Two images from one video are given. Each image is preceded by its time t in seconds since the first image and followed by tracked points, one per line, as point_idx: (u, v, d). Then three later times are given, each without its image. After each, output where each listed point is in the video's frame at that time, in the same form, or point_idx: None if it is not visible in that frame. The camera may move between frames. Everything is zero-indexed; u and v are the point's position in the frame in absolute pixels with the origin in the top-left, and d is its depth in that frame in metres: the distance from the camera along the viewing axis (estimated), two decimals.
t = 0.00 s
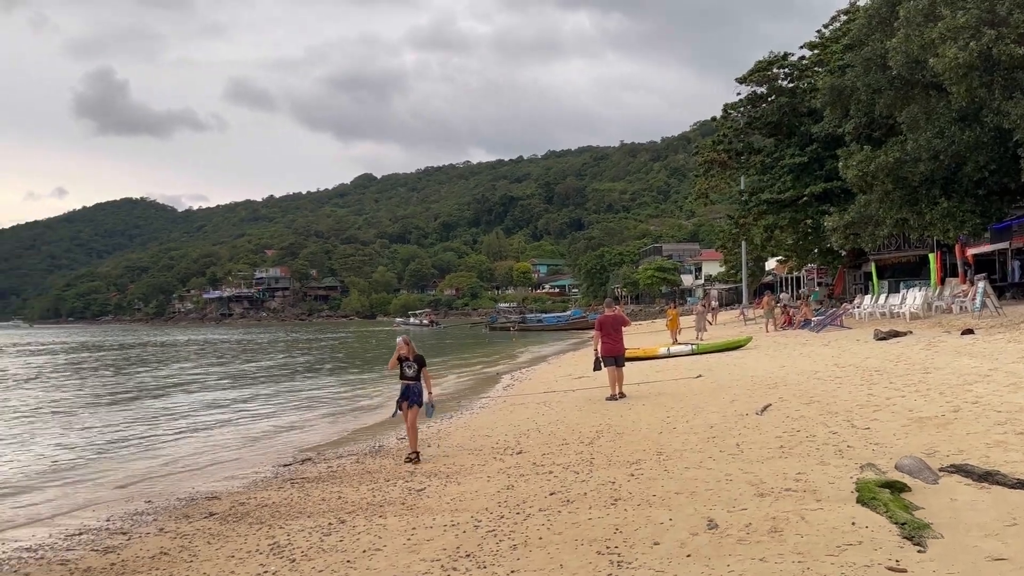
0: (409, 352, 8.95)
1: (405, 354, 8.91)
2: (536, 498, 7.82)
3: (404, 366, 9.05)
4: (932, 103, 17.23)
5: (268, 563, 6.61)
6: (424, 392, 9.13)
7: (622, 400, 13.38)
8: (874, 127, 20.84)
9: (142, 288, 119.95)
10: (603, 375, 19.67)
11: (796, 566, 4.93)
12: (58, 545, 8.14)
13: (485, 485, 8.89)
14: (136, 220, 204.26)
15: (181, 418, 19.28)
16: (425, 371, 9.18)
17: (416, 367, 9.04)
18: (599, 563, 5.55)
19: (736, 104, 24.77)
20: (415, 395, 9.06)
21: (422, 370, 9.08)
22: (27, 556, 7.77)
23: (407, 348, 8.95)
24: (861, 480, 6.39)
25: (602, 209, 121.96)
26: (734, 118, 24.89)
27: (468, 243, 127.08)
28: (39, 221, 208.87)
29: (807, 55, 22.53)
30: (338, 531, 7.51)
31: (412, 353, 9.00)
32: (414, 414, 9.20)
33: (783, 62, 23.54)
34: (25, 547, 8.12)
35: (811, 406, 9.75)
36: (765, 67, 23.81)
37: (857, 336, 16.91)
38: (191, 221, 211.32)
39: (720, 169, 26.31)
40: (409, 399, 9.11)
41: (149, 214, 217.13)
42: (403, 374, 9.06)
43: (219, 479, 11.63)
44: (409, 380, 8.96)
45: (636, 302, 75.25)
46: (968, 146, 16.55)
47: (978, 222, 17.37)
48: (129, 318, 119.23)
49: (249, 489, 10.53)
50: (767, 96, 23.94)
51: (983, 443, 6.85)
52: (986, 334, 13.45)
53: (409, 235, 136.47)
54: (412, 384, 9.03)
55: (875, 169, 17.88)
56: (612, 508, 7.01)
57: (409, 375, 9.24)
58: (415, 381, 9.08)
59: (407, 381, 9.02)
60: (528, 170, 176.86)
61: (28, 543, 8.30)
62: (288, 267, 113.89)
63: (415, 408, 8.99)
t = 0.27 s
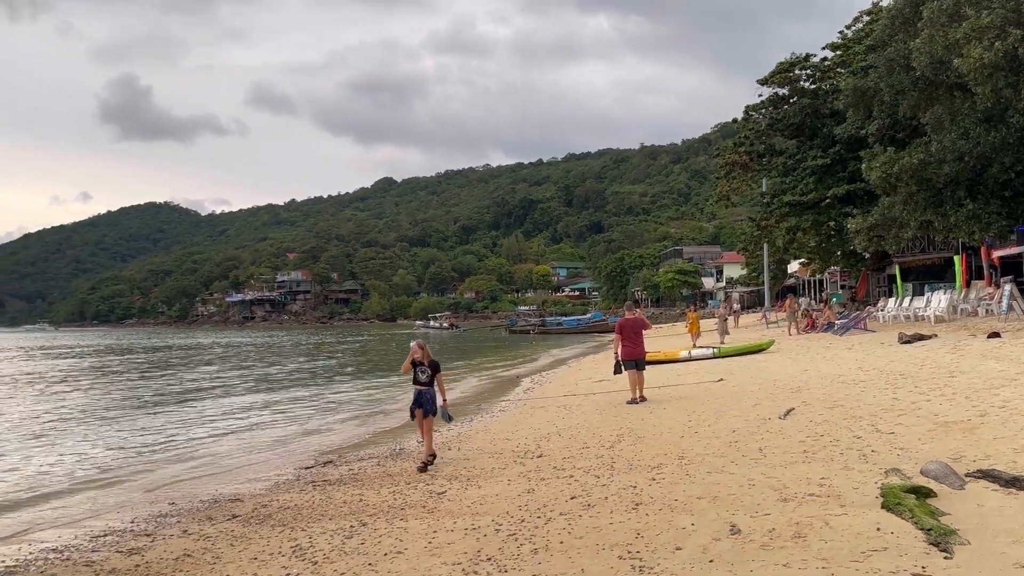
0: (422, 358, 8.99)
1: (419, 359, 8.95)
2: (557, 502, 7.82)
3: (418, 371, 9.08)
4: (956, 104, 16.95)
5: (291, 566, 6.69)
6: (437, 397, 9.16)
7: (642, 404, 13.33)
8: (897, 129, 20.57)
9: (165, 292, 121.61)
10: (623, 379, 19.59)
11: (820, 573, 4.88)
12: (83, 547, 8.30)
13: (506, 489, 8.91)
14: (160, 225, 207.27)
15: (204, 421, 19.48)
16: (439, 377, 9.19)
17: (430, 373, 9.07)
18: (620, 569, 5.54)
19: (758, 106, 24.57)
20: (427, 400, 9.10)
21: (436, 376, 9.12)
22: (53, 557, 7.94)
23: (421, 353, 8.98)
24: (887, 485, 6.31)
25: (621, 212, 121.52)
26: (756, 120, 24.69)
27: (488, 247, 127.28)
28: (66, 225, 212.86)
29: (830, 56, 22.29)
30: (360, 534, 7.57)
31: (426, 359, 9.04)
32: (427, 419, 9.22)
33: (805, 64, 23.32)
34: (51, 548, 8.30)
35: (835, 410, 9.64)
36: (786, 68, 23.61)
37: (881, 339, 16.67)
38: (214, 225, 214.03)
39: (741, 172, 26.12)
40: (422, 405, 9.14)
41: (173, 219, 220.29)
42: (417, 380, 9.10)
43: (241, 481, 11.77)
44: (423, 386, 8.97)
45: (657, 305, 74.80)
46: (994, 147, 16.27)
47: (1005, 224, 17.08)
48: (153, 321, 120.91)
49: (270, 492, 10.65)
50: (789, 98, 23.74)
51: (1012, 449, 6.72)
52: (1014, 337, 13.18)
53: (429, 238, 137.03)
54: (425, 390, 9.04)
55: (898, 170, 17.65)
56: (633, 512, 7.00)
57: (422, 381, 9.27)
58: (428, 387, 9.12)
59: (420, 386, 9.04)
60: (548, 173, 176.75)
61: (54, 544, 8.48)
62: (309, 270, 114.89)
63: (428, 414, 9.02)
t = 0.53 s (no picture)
0: (437, 361, 8.80)
1: (433, 363, 8.77)
2: (578, 505, 7.82)
3: (432, 374, 8.89)
4: (982, 105, 16.66)
5: (313, 568, 6.76)
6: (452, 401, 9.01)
7: (662, 407, 13.26)
8: (922, 129, 20.28)
9: (189, 295, 123.33)
10: (644, 382, 19.52)
11: None
12: (109, 548, 8.48)
13: (526, 492, 8.92)
14: (184, 229, 210.18)
15: (227, 424, 19.71)
16: (454, 380, 9.00)
17: (444, 376, 8.89)
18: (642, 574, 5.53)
19: (779, 107, 24.35)
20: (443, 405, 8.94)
21: (451, 380, 8.96)
22: (80, 557, 8.12)
23: (435, 356, 8.80)
24: (913, 489, 6.23)
25: (642, 214, 121.05)
26: (778, 121, 24.46)
27: (508, 249, 127.44)
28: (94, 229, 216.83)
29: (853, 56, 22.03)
30: (381, 536, 7.64)
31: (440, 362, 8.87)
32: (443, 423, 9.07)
33: (827, 64, 23.07)
34: (77, 549, 8.49)
35: (859, 415, 9.54)
36: (808, 69, 23.39)
37: (905, 342, 16.45)
38: (237, 228, 216.63)
39: (763, 173, 25.91)
40: (437, 409, 8.99)
41: (197, 223, 223.44)
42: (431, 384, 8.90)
43: (264, 483, 11.92)
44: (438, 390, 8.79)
45: (677, 308, 74.36)
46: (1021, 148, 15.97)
47: None
48: (177, 323, 122.67)
49: (293, 494, 10.76)
50: (811, 99, 23.52)
51: None
52: None
53: (449, 241, 137.59)
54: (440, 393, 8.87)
55: (923, 171, 17.41)
56: (655, 516, 6.98)
57: (437, 384, 9.11)
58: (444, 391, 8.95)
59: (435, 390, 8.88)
60: (568, 176, 176.60)
61: (80, 545, 8.67)
62: (331, 273, 115.91)
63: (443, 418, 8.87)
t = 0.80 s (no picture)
0: (447, 366, 8.80)
1: (443, 368, 8.77)
2: (599, 508, 7.82)
3: (441, 380, 8.89)
4: (1008, 104, 16.34)
5: (337, 568, 6.85)
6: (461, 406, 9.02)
7: (683, 410, 13.21)
8: (946, 129, 19.99)
9: (212, 297, 124.97)
10: (665, 384, 19.44)
11: None
12: (134, 547, 8.65)
13: (548, 495, 8.94)
14: (207, 232, 212.99)
15: (249, 425, 19.93)
16: (463, 385, 9.01)
17: (454, 382, 8.87)
18: None
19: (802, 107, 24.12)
20: (451, 410, 8.93)
21: (461, 384, 8.94)
22: (106, 557, 8.29)
23: (445, 362, 8.80)
24: (938, 494, 6.17)
25: (662, 215, 120.41)
26: (800, 122, 24.23)
27: (527, 251, 127.50)
28: (120, 232, 220.48)
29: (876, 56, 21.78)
30: (403, 537, 7.72)
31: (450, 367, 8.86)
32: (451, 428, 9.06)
33: (850, 64, 22.83)
34: (103, 549, 8.67)
35: (884, 417, 9.42)
36: (831, 69, 23.16)
37: (931, 344, 16.20)
38: (259, 231, 219.08)
39: (785, 174, 25.66)
40: (446, 414, 8.98)
41: (220, 226, 226.29)
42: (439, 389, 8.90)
43: (286, 484, 12.07)
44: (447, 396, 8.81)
45: (699, 309, 73.85)
46: None
47: None
48: (200, 325, 124.29)
49: (316, 495, 10.88)
50: (834, 99, 23.30)
51: None
52: None
53: (469, 244, 137.90)
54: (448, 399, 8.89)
55: (947, 172, 17.15)
56: (677, 520, 6.96)
57: (448, 389, 9.11)
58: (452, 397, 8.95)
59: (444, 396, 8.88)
60: (588, 178, 176.17)
61: (106, 545, 8.85)
62: (352, 276, 116.80)
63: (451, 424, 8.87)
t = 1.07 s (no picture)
0: (452, 366, 8.61)
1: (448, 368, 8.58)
2: (621, 510, 7.83)
3: (447, 380, 8.67)
4: None
5: (359, 568, 6.94)
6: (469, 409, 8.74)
7: (706, 412, 13.14)
8: (972, 128, 19.66)
9: (236, 298, 126.60)
10: (687, 385, 19.37)
11: None
12: (160, 547, 8.81)
13: (569, 496, 8.98)
14: (231, 234, 215.80)
15: (273, 425, 20.18)
16: (471, 386, 8.78)
17: (460, 382, 8.63)
18: None
19: (824, 107, 23.91)
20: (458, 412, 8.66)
21: (468, 385, 8.71)
22: (131, 556, 8.45)
23: (450, 361, 8.63)
24: (965, 496, 6.09)
25: (683, 216, 119.73)
26: (822, 121, 23.99)
27: (547, 252, 127.53)
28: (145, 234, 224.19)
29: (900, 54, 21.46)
30: (425, 537, 7.79)
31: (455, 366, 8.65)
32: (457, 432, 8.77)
33: (873, 62, 22.56)
34: (129, 548, 8.83)
35: (909, 419, 9.33)
36: (854, 68, 22.90)
37: (957, 345, 15.95)
38: (281, 233, 221.45)
39: (808, 174, 25.39)
40: (452, 417, 8.72)
41: (243, 228, 229.12)
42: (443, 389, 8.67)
43: (309, 484, 12.21)
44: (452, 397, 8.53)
45: (720, 310, 73.34)
46: None
47: None
48: (224, 326, 126.00)
49: (339, 494, 11.00)
50: (857, 98, 23.04)
51: None
52: None
53: (489, 245, 138.12)
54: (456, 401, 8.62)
55: (973, 171, 16.88)
56: (700, 522, 6.96)
57: (455, 390, 8.86)
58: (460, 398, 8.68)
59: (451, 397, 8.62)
60: (607, 178, 175.56)
61: (132, 544, 9.02)
62: (373, 277, 117.68)
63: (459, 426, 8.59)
